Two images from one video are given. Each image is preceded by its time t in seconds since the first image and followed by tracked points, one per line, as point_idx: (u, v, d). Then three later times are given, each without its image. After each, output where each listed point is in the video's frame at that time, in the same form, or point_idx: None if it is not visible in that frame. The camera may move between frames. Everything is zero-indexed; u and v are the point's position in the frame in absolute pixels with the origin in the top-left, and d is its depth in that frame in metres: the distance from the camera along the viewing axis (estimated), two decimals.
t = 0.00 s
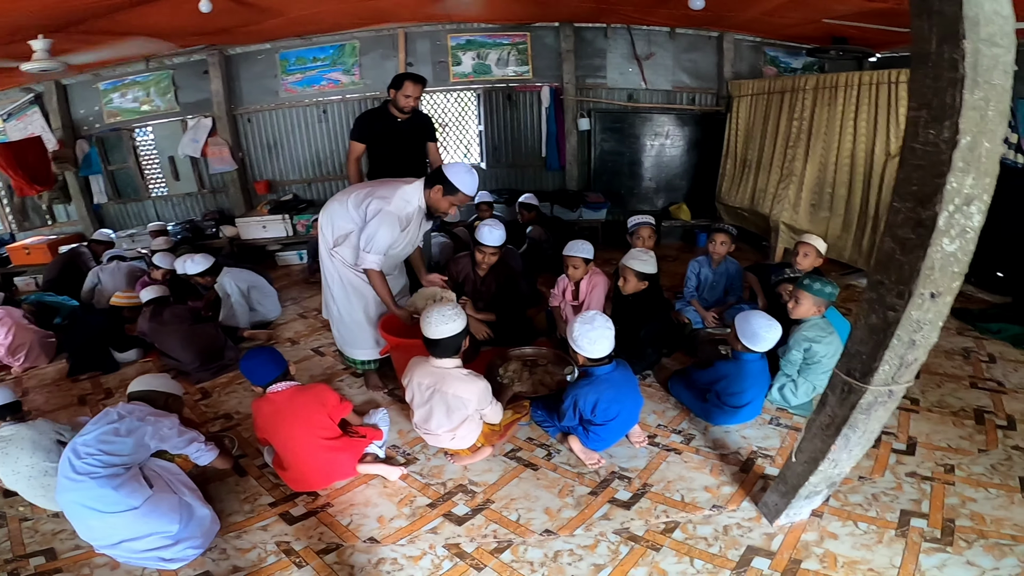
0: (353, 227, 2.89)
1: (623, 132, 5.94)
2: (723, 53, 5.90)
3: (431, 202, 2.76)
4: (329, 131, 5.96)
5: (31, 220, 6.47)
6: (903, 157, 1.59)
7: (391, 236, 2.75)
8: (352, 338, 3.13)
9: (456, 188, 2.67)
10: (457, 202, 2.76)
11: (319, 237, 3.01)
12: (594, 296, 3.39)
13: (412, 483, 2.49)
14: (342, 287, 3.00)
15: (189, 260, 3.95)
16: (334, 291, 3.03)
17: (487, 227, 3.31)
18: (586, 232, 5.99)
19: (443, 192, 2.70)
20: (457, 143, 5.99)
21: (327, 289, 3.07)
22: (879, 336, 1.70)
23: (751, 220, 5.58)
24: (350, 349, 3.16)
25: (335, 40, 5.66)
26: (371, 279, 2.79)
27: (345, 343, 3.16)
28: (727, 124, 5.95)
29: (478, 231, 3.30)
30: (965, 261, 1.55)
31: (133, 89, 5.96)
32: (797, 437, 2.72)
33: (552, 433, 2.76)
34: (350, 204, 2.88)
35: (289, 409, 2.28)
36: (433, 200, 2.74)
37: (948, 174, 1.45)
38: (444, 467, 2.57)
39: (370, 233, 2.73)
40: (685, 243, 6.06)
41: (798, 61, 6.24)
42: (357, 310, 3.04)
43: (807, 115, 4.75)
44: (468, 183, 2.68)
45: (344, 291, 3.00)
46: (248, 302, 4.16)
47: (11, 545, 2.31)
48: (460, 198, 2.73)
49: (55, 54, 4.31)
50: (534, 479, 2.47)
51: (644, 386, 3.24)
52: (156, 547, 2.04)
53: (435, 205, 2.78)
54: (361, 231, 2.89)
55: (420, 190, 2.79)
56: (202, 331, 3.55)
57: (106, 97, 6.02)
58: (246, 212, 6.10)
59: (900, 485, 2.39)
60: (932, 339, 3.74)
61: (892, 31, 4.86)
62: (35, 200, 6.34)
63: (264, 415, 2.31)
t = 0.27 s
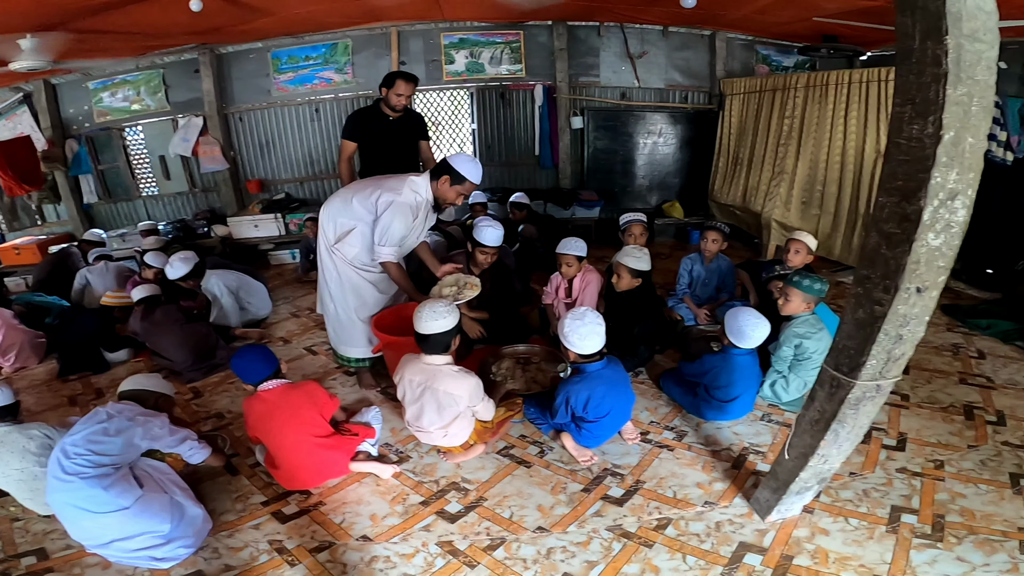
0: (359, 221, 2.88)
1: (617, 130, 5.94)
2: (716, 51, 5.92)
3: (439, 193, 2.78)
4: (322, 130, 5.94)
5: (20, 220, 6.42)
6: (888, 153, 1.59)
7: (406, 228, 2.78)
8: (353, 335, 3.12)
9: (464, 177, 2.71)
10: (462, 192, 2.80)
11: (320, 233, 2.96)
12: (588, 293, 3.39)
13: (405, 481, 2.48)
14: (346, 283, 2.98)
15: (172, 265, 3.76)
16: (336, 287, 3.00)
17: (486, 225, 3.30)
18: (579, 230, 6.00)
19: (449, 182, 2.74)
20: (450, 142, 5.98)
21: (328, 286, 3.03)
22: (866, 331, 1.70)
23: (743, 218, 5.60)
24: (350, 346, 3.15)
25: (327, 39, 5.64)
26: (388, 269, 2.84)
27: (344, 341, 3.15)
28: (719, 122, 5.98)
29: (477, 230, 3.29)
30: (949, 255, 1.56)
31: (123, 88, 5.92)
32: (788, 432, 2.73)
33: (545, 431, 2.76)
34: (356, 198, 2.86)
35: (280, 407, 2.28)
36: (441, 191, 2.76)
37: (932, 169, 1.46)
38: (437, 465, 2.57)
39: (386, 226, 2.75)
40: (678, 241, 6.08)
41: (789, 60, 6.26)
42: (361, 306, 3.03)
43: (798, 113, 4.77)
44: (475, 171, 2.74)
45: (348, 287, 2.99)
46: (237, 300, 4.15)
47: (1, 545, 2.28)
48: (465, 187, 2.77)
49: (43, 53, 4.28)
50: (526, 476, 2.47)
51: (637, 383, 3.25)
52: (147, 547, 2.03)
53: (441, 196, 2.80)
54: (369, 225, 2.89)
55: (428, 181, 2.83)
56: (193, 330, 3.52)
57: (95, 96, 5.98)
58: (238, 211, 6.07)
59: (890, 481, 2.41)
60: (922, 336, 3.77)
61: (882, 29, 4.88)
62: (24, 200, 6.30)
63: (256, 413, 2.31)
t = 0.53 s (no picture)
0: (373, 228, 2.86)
1: (613, 130, 5.96)
2: (711, 51, 5.94)
3: (450, 205, 2.78)
4: (317, 129, 5.93)
5: (14, 220, 6.38)
6: (881, 152, 1.60)
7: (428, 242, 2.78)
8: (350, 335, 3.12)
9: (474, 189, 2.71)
10: (472, 203, 2.80)
11: (326, 232, 2.94)
12: (585, 293, 3.41)
13: (402, 481, 2.48)
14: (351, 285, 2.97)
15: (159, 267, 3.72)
16: (339, 287, 2.99)
17: (488, 229, 3.28)
18: (575, 230, 6.01)
19: (460, 194, 2.73)
20: (447, 142, 5.98)
21: (331, 285, 3.02)
22: (860, 329, 1.71)
23: (738, 217, 5.62)
24: (348, 346, 3.14)
25: (323, 38, 5.63)
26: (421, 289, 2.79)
27: (341, 340, 3.14)
28: (715, 122, 6.00)
29: (479, 233, 3.27)
30: (941, 254, 1.57)
31: (117, 87, 5.90)
32: (784, 431, 2.74)
33: (541, 430, 2.76)
34: (370, 203, 2.85)
35: (275, 407, 2.27)
36: (452, 203, 2.75)
37: (924, 168, 1.47)
38: (433, 465, 2.57)
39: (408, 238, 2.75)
40: (674, 241, 6.09)
41: (784, 60, 6.28)
42: (363, 308, 3.02)
43: (793, 113, 4.79)
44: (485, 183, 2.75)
45: (352, 288, 2.98)
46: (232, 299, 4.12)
47: None
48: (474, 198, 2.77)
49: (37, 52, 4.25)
50: (523, 476, 2.47)
51: (633, 382, 3.26)
52: (143, 547, 2.02)
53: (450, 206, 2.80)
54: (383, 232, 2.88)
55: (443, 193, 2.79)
56: (188, 331, 3.49)
57: (90, 96, 5.95)
58: (233, 211, 6.05)
59: (885, 479, 2.42)
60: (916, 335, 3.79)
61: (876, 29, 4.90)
62: (18, 200, 6.26)
63: (251, 413, 2.30)
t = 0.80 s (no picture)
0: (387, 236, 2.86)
1: (613, 129, 5.96)
2: (711, 51, 5.94)
3: (461, 220, 2.74)
4: (317, 129, 5.92)
5: (12, 219, 6.37)
6: (885, 152, 1.60)
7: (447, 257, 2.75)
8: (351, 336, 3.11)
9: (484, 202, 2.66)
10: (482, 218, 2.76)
11: (335, 235, 2.91)
12: (585, 293, 3.41)
13: (402, 481, 2.47)
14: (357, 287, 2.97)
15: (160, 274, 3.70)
16: (344, 290, 2.98)
17: (491, 232, 3.28)
18: (575, 230, 6.00)
19: (472, 207, 2.68)
20: (447, 141, 5.97)
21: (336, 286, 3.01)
22: (862, 330, 1.71)
23: (738, 217, 5.62)
24: (349, 348, 3.12)
25: (323, 38, 5.62)
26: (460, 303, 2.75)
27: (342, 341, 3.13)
28: (714, 121, 5.99)
29: (482, 236, 3.27)
30: (945, 254, 1.57)
31: (116, 86, 5.88)
32: (785, 431, 2.74)
33: (541, 430, 2.75)
34: (384, 212, 2.82)
35: (275, 407, 2.27)
36: (462, 218, 2.72)
37: (928, 168, 1.47)
38: (434, 465, 2.56)
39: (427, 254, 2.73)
40: (674, 240, 6.09)
41: (784, 60, 6.28)
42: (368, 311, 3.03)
43: (793, 113, 4.79)
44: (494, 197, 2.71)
45: (357, 291, 2.98)
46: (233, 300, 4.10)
47: None
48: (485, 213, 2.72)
49: (36, 51, 4.24)
50: (524, 476, 2.47)
51: (633, 382, 3.25)
52: (141, 548, 2.01)
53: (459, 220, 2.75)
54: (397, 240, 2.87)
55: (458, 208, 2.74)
56: (187, 331, 3.47)
57: (88, 95, 5.93)
58: (232, 211, 6.04)
59: (886, 479, 2.42)
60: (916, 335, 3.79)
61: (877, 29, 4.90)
62: (16, 199, 6.24)
63: (251, 413, 2.29)
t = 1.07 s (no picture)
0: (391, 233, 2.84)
1: (613, 128, 5.96)
2: (713, 50, 5.93)
3: (466, 218, 2.77)
4: (317, 127, 5.91)
5: (11, 218, 6.36)
6: (891, 152, 1.59)
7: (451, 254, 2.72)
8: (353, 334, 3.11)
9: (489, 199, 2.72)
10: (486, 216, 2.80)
11: (339, 232, 2.90)
12: (587, 292, 3.40)
13: (403, 481, 2.47)
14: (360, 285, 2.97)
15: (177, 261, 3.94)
16: (347, 287, 2.98)
17: (492, 233, 3.26)
18: (576, 229, 5.99)
19: (477, 206, 2.73)
20: (447, 140, 5.96)
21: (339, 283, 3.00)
22: (867, 329, 1.70)
23: (739, 216, 5.61)
24: (351, 346, 3.12)
25: (323, 36, 5.60)
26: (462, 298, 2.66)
27: (344, 339, 3.13)
28: (715, 121, 5.99)
29: (483, 237, 3.25)
30: (951, 254, 1.56)
31: (117, 85, 5.87)
32: (787, 431, 2.73)
33: (543, 430, 2.74)
34: (388, 210, 2.80)
35: (276, 406, 2.26)
36: (468, 215, 2.75)
37: (935, 168, 1.46)
38: (435, 465, 2.55)
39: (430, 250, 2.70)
40: (675, 240, 6.08)
41: (786, 59, 6.27)
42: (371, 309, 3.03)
43: (795, 112, 4.78)
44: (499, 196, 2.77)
45: (361, 289, 2.97)
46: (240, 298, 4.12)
47: None
48: (489, 210, 2.78)
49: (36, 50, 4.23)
50: (525, 476, 2.46)
51: (635, 381, 3.25)
52: (142, 548, 2.00)
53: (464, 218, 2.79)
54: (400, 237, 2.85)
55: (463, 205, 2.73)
56: (188, 330, 3.47)
57: (88, 93, 5.92)
58: (233, 209, 6.03)
59: (888, 479, 2.41)
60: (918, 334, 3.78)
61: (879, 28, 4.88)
62: (16, 198, 6.24)
63: (251, 413, 2.28)
